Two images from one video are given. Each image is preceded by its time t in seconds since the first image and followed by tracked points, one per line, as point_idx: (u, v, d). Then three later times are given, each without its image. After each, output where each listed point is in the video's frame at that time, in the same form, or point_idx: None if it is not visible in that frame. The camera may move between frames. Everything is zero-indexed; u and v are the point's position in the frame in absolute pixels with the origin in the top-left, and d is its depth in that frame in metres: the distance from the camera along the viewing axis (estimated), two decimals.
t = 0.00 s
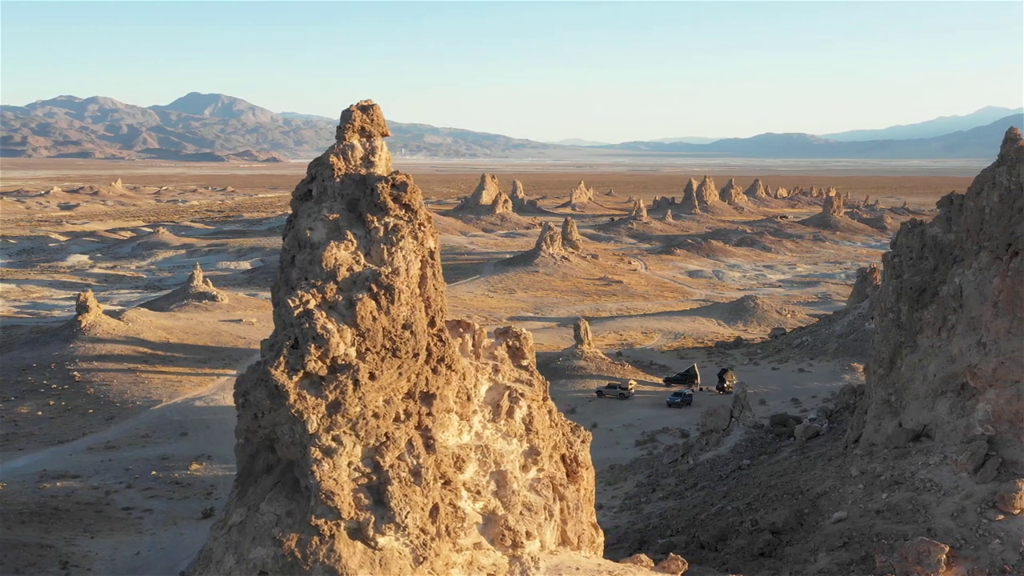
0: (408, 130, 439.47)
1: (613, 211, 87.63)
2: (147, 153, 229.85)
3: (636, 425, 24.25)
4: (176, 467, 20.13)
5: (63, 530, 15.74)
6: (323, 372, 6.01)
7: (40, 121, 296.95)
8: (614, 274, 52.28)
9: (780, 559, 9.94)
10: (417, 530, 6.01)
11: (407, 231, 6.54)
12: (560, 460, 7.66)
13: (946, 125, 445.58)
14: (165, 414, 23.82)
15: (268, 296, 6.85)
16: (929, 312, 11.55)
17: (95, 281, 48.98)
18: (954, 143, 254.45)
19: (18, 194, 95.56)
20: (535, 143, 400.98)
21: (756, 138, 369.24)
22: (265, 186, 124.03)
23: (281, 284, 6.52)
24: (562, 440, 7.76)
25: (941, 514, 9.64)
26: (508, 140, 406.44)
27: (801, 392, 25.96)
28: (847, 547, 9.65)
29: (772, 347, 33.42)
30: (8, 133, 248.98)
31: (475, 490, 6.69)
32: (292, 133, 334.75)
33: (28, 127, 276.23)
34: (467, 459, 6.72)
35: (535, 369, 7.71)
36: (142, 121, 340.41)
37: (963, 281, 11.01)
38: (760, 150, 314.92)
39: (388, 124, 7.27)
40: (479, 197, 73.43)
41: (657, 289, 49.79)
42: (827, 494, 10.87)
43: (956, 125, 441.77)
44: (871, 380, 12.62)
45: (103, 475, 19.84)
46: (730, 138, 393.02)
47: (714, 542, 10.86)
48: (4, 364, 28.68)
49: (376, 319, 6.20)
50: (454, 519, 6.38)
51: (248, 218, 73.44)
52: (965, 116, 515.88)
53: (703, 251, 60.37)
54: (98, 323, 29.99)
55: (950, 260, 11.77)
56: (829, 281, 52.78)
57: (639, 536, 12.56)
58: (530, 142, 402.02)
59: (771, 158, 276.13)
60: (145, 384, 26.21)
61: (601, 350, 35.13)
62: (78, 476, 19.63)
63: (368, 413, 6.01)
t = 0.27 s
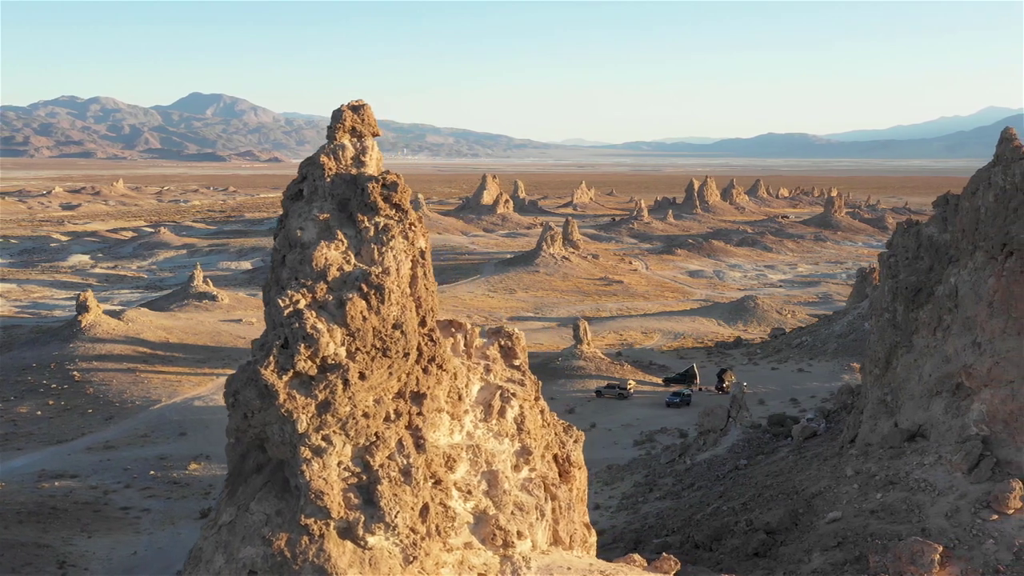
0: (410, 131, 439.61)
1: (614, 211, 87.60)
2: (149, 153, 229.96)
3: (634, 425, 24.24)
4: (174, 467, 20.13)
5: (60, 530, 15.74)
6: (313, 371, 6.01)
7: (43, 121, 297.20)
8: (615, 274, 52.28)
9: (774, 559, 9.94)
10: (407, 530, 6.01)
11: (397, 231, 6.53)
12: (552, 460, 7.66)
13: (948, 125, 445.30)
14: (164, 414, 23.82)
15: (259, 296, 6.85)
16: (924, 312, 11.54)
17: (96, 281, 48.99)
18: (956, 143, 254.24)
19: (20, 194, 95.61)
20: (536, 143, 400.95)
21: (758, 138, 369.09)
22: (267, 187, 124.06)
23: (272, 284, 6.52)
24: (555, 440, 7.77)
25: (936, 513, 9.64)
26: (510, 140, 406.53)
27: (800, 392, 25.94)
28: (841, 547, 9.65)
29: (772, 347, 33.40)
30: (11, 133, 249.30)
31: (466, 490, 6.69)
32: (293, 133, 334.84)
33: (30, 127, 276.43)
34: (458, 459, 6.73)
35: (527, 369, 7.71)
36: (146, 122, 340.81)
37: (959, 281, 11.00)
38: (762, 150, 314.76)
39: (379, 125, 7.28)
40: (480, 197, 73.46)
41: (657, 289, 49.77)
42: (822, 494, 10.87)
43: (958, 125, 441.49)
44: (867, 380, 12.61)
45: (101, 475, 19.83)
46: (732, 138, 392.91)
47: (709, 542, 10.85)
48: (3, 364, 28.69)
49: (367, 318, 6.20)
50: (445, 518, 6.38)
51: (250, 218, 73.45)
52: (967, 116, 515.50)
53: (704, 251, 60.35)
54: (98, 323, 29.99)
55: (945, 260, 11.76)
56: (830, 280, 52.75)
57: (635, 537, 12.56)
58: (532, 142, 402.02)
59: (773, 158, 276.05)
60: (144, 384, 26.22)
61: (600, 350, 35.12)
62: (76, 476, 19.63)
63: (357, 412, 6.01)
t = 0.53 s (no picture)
0: (411, 131, 439.65)
1: (616, 211, 87.59)
2: (151, 153, 230.11)
3: (632, 425, 24.24)
4: (172, 466, 20.15)
5: (57, 529, 15.75)
6: (300, 371, 6.01)
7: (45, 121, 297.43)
8: (616, 274, 52.27)
9: (767, 559, 9.94)
10: (395, 530, 6.02)
11: (386, 231, 6.54)
12: (543, 459, 7.67)
13: (950, 125, 445.01)
14: (162, 414, 23.83)
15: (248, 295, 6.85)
16: (919, 312, 11.54)
17: (97, 281, 49.02)
18: (958, 143, 254.15)
19: (22, 194, 95.68)
20: (538, 143, 400.91)
21: (760, 138, 368.92)
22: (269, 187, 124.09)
23: (259, 284, 6.52)
24: (545, 439, 7.77)
25: (928, 514, 9.64)
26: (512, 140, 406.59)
27: (798, 392, 25.94)
28: (834, 547, 9.64)
29: (771, 347, 33.38)
30: (13, 133, 249.54)
31: (455, 489, 6.69)
32: (295, 133, 334.97)
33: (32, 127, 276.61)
34: (447, 459, 6.72)
35: (517, 369, 7.71)
36: (148, 122, 341.01)
37: (953, 281, 11.00)
38: (763, 150, 314.59)
39: (368, 125, 7.31)
40: (481, 197, 73.49)
41: (658, 289, 49.76)
42: (816, 494, 10.87)
43: (960, 125, 441.16)
44: (862, 379, 12.61)
45: (99, 474, 19.85)
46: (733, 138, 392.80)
47: (703, 542, 10.86)
48: (3, 364, 28.69)
49: (355, 318, 6.21)
50: (433, 518, 6.38)
51: (251, 219, 73.47)
52: (969, 116, 515.05)
53: (705, 251, 60.33)
54: (98, 323, 29.98)
55: (940, 260, 11.76)
56: (830, 281, 52.73)
57: (629, 536, 12.57)
58: (533, 142, 402.02)
59: (774, 158, 275.92)
60: (143, 384, 26.22)
61: (600, 350, 35.13)
62: (74, 476, 19.64)
63: (345, 411, 6.02)
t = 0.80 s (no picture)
0: (413, 131, 439.73)
1: (617, 211, 87.59)
2: (152, 154, 230.25)
3: (631, 425, 24.24)
4: (171, 466, 20.17)
5: (54, 529, 15.76)
6: (290, 371, 6.02)
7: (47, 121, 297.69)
8: (616, 274, 52.27)
9: (761, 559, 9.95)
10: (384, 529, 6.02)
11: (376, 230, 6.54)
12: (535, 459, 7.67)
13: (951, 125, 444.77)
14: (161, 414, 23.85)
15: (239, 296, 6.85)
16: (914, 312, 11.53)
17: (97, 281, 49.06)
18: (960, 143, 253.93)
19: (23, 194, 95.80)
20: (539, 143, 400.92)
21: (761, 138, 368.78)
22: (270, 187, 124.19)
23: (250, 284, 6.52)
24: (537, 439, 7.78)
25: (922, 514, 9.65)
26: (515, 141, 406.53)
27: (797, 392, 25.94)
28: (828, 547, 9.64)
29: (771, 347, 33.38)
30: (15, 133, 249.84)
31: (446, 489, 6.69)
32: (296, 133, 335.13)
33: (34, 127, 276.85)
34: (438, 459, 6.73)
35: (509, 369, 7.71)
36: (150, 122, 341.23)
37: (948, 281, 10.99)
38: (765, 150, 314.48)
39: (358, 125, 7.31)
40: (482, 197, 73.58)
41: (658, 289, 49.76)
42: (810, 494, 10.88)
43: (961, 125, 440.89)
44: (857, 380, 12.61)
45: (98, 474, 19.86)
46: (735, 138, 392.67)
47: (697, 542, 10.87)
48: (3, 364, 28.72)
49: (345, 318, 6.21)
50: (424, 518, 6.38)
51: (251, 219, 73.51)
52: (972, 116, 514.96)
53: (706, 251, 60.33)
54: (98, 323, 30.01)
55: (935, 260, 11.75)
56: (831, 280, 52.72)
57: (625, 536, 12.59)
58: (535, 142, 402.07)
59: (776, 158, 275.84)
60: (142, 384, 26.24)
61: (599, 350, 35.14)
62: (73, 476, 19.66)
63: (334, 411, 6.02)
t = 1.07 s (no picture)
0: (414, 131, 439.87)
1: (618, 211, 87.60)
2: (154, 154, 230.46)
3: (629, 425, 24.24)
4: (168, 466, 20.19)
5: (51, 528, 15.76)
6: (278, 371, 6.03)
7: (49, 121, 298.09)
8: (616, 274, 52.27)
9: (754, 559, 9.96)
10: (372, 529, 6.03)
11: (364, 230, 6.54)
12: (525, 459, 7.68)
13: (953, 125, 444.49)
14: (160, 414, 23.87)
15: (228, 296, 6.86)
16: (908, 312, 11.53)
17: (98, 281, 49.11)
18: (962, 143, 253.64)
19: (26, 194, 95.96)
20: (541, 143, 400.92)
21: (763, 138, 368.65)
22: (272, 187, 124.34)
23: (239, 284, 6.53)
24: (528, 439, 7.78)
25: (915, 514, 9.65)
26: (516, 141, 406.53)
27: (796, 392, 25.93)
28: (821, 547, 9.65)
29: (770, 347, 33.37)
30: (18, 133, 250.40)
31: (435, 489, 6.70)
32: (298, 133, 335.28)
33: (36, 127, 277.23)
34: (427, 459, 6.73)
35: (499, 369, 7.71)
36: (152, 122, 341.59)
37: (942, 281, 10.99)
38: (766, 150, 314.26)
39: (347, 124, 7.32)
40: (483, 198, 73.75)
41: (658, 289, 49.77)
42: (804, 494, 10.88)
43: (963, 125, 440.62)
44: (853, 380, 12.60)
45: (96, 474, 19.87)
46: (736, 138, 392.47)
47: (691, 542, 10.87)
48: (3, 364, 28.75)
49: (333, 317, 6.22)
50: (412, 518, 6.39)
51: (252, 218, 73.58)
52: (974, 116, 514.59)
53: (706, 251, 60.32)
54: (97, 323, 30.03)
55: (929, 260, 11.75)
56: (831, 280, 52.70)
57: (619, 537, 12.60)
58: (536, 142, 402.13)
59: (778, 158, 275.73)
60: (141, 384, 26.26)
61: (599, 350, 35.15)
62: (71, 476, 19.67)
63: (322, 411, 6.03)
